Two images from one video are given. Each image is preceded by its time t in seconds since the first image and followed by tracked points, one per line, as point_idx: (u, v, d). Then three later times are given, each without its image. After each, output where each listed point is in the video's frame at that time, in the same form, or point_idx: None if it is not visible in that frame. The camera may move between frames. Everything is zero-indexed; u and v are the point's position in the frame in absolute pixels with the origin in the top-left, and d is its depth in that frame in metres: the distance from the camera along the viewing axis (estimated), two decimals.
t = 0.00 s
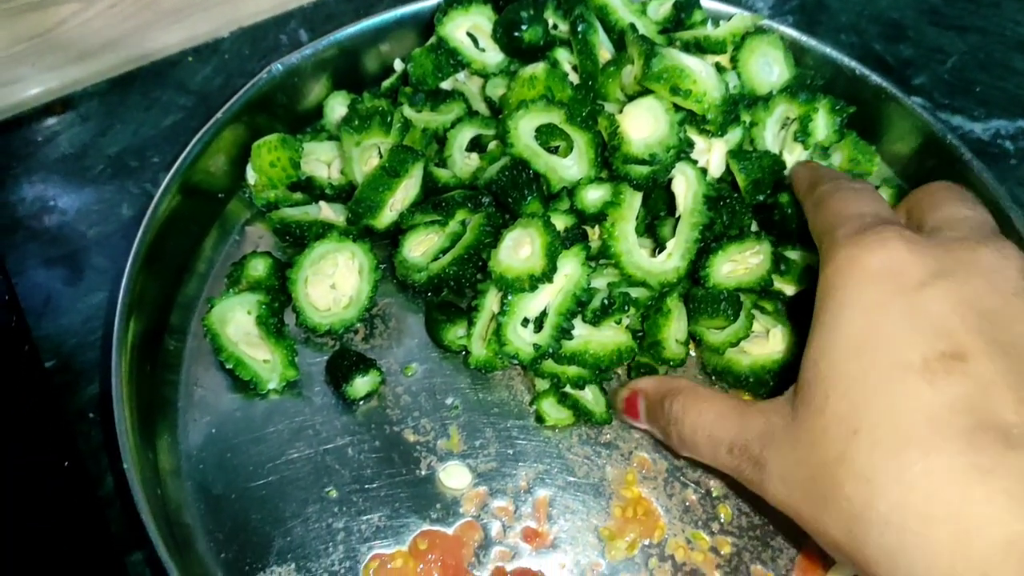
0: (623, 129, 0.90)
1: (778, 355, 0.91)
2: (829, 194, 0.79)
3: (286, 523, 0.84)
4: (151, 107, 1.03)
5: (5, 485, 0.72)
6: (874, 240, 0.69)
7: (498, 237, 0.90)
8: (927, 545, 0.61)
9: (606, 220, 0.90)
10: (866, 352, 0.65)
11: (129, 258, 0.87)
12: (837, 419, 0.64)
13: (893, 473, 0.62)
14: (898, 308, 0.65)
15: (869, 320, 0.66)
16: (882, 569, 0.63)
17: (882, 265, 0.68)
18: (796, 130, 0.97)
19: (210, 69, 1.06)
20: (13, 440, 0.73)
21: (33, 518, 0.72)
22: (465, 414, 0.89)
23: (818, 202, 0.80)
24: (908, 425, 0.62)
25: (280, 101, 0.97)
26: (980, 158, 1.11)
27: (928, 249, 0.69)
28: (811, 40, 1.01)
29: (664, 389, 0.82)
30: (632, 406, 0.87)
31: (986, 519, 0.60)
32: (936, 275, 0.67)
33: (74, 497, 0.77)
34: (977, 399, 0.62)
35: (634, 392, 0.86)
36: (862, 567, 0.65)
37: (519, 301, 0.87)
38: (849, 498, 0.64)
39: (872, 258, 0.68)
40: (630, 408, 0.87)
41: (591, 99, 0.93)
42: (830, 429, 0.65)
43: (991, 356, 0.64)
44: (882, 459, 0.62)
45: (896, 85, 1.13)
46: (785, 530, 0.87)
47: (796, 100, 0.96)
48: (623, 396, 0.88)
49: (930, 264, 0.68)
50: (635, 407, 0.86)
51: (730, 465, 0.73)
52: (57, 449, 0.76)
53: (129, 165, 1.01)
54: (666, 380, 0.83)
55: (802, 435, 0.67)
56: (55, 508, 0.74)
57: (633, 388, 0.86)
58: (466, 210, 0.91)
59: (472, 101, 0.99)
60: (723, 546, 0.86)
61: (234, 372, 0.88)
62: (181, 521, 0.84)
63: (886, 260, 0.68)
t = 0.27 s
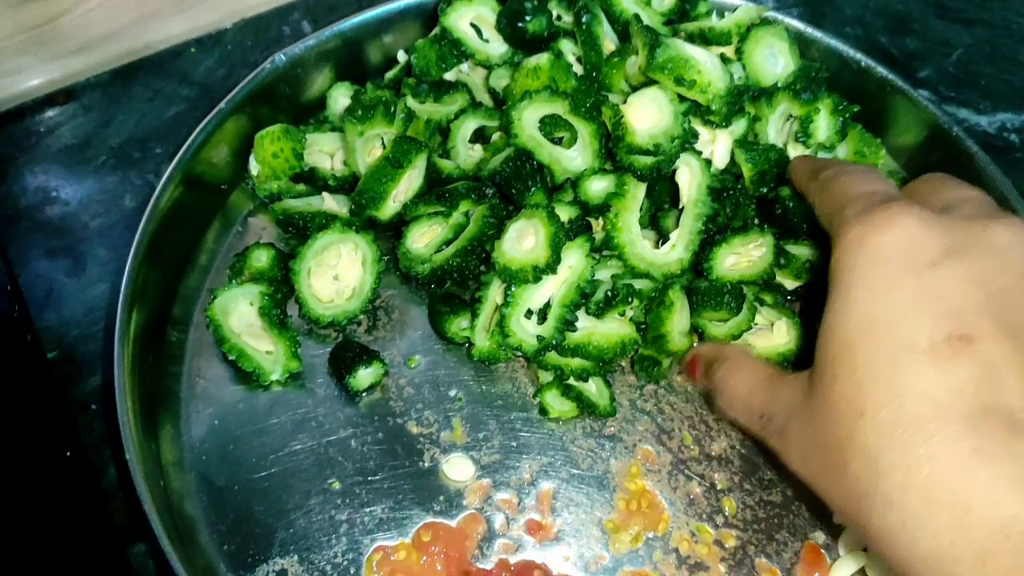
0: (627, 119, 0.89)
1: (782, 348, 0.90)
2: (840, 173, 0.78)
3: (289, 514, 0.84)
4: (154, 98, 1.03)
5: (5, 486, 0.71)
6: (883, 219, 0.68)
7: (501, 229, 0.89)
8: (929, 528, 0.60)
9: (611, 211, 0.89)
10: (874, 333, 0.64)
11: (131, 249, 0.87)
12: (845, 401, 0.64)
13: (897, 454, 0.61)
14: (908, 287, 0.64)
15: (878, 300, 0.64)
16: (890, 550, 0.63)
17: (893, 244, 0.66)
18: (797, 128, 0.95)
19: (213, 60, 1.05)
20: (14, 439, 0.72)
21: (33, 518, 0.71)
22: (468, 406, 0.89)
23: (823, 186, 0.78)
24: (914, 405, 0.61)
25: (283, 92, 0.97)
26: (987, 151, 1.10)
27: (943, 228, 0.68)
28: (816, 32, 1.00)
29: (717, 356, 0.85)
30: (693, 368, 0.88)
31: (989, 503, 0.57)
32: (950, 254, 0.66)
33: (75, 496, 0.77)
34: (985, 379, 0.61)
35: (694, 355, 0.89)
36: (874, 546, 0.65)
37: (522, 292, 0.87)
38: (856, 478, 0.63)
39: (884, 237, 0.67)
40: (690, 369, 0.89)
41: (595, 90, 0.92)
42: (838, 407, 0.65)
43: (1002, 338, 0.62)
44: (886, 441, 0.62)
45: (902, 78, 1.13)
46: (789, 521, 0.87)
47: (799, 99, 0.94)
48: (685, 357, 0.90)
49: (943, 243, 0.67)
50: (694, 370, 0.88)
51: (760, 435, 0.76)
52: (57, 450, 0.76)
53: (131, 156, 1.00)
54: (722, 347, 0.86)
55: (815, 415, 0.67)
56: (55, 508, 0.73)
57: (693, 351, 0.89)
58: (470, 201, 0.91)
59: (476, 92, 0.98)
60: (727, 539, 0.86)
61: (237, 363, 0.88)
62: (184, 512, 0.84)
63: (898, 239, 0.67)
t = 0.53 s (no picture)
0: (633, 113, 0.89)
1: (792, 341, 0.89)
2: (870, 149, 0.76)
3: (293, 509, 0.83)
4: (157, 90, 1.02)
5: (4, 486, 0.71)
6: (920, 192, 0.67)
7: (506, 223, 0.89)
8: (958, 508, 0.60)
9: (616, 204, 0.89)
10: (908, 311, 0.63)
11: (134, 242, 0.86)
12: (878, 380, 0.65)
13: (928, 435, 0.61)
14: (945, 263, 0.63)
15: (912, 277, 0.64)
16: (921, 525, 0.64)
17: (930, 219, 0.65)
18: (807, 118, 0.96)
19: (216, 53, 1.05)
20: (13, 439, 0.72)
21: (33, 518, 0.71)
22: (472, 400, 0.89)
23: (851, 162, 0.76)
24: (947, 385, 0.61)
25: (287, 86, 0.96)
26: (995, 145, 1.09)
27: (986, 199, 0.65)
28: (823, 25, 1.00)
29: (753, 332, 0.85)
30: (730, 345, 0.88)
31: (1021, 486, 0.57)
32: (992, 227, 0.64)
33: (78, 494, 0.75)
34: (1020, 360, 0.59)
35: (728, 334, 0.88)
36: (907, 521, 0.66)
37: (527, 286, 0.86)
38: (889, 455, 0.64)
39: (919, 212, 0.66)
40: (726, 346, 0.88)
41: (601, 83, 0.92)
42: (873, 385, 0.65)
43: None
44: (918, 421, 0.62)
45: (909, 72, 1.12)
46: (795, 517, 0.87)
47: (808, 89, 0.95)
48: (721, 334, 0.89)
49: (985, 215, 0.64)
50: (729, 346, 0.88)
51: (798, 407, 0.77)
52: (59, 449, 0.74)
53: (134, 149, 1.00)
54: (755, 322, 0.85)
55: (849, 391, 0.68)
56: (55, 508, 0.72)
57: (727, 330, 0.88)
58: (474, 194, 0.90)
59: (480, 85, 0.98)
60: (733, 535, 0.86)
61: (240, 357, 0.88)
62: (187, 506, 0.83)
63: (935, 214, 0.65)
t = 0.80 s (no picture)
0: (637, 106, 0.88)
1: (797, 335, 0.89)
2: (878, 124, 0.75)
3: (295, 505, 0.83)
4: (159, 84, 1.02)
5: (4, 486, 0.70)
6: (941, 167, 0.66)
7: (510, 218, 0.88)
8: (982, 486, 0.61)
9: (620, 198, 0.88)
10: (930, 291, 0.63)
11: (137, 236, 0.86)
12: (897, 360, 0.65)
13: (951, 415, 0.62)
14: (967, 242, 0.63)
15: (935, 256, 0.63)
16: (941, 503, 0.65)
17: (952, 196, 0.64)
18: (815, 110, 0.95)
19: (219, 47, 1.04)
20: (13, 439, 0.71)
21: (33, 518, 0.70)
22: (476, 396, 0.88)
23: (857, 135, 0.76)
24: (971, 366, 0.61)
25: (290, 80, 0.95)
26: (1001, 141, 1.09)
27: (1007, 175, 0.65)
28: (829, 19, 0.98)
29: (770, 309, 0.84)
30: (744, 323, 0.87)
31: None
32: (1013, 203, 0.64)
33: (78, 492, 0.75)
34: None
35: (742, 310, 0.88)
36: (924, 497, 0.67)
37: (532, 282, 0.86)
38: (909, 435, 0.65)
39: (940, 189, 0.65)
40: (739, 324, 0.88)
41: (606, 78, 0.91)
42: (892, 364, 0.65)
43: None
44: (940, 402, 0.62)
45: (915, 67, 1.11)
46: (799, 514, 0.86)
47: (814, 81, 0.94)
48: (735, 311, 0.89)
49: (1006, 191, 0.65)
50: (744, 323, 0.87)
51: (815, 382, 0.77)
52: (59, 449, 0.74)
53: (136, 143, 0.99)
54: (770, 300, 0.85)
55: (868, 370, 0.68)
56: (55, 508, 0.72)
57: (742, 306, 0.88)
58: (479, 189, 0.90)
59: (484, 80, 0.97)
60: (738, 532, 0.85)
61: (243, 352, 0.87)
62: (189, 502, 0.83)
63: (957, 189, 0.65)
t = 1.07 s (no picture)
0: (638, 92, 0.89)
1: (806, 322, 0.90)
2: (877, 117, 0.77)
3: (298, 501, 0.83)
4: (161, 80, 1.02)
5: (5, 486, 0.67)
6: (950, 149, 0.66)
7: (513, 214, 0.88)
8: (994, 466, 0.61)
9: (626, 192, 0.88)
10: (941, 270, 0.63)
11: (140, 232, 0.86)
12: (907, 340, 0.64)
13: (962, 396, 0.62)
14: (977, 223, 0.63)
15: (946, 235, 0.63)
16: (951, 485, 0.65)
17: (962, 175, 0.64)
18: (820, 104, 0.94)
19: (221, 42, 1.04)
20: (13, 439, 0.69)
21: (33, 518, 0.69)
22: (478, 392, 0.88)
23: (860, 128, 0.77)
24: (981, 347, 0.61)
25: (293, 75, 0.95)
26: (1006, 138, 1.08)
27: (1018, 153, 0.65)
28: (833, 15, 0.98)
29: (778, 283, 0.83)
30: (756, 296, 0.87)
31: None
32: None
33: (76, 492, 0.74)
34: None
35: (754, 281, 0.87)
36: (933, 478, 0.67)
37: (535, 278, 0.86)
38: (919, 416, 0.65)
39: (950, 167, 0.65)
40: (750, 297, 0.88)
41: (610, 73, 0.91)
42: (901, 346, 0.65)
43: None
44: (950, 383, 0.62)
45: (919, 63, 1.11)
46: (802, 511, 0.86)
47: (820, 75, 0.93)
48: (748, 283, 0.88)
49: (1017, 170, 0.64)
50: (755, 296, 0.87)
51: (822, 359, 0.77)
52: (58, 449, 0.73)
53: (138, 139, 0.99)
54: (781, 272, 0.84)
55: (876, 349, 0.68)
56: (55, 508, 0.71)
57: (755, 278, 0.87)
58: (481, 184, 0.90)
59: (488, 76, 0.97)
60: (741, 529, 0.85)
61: (246, 348, 0.87)
62: (192, 497, 0.83)
63: (966, 170, 0.65)
